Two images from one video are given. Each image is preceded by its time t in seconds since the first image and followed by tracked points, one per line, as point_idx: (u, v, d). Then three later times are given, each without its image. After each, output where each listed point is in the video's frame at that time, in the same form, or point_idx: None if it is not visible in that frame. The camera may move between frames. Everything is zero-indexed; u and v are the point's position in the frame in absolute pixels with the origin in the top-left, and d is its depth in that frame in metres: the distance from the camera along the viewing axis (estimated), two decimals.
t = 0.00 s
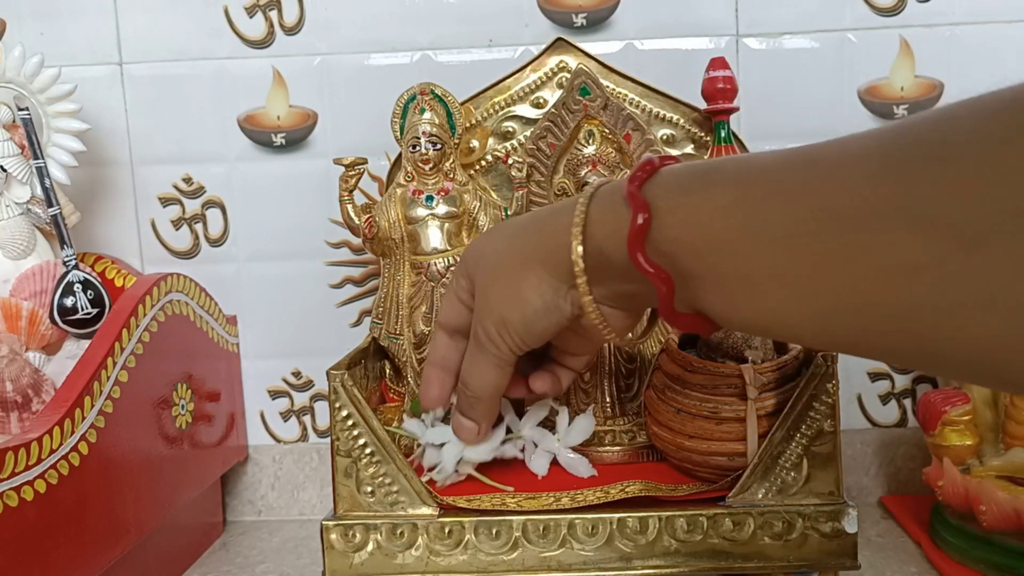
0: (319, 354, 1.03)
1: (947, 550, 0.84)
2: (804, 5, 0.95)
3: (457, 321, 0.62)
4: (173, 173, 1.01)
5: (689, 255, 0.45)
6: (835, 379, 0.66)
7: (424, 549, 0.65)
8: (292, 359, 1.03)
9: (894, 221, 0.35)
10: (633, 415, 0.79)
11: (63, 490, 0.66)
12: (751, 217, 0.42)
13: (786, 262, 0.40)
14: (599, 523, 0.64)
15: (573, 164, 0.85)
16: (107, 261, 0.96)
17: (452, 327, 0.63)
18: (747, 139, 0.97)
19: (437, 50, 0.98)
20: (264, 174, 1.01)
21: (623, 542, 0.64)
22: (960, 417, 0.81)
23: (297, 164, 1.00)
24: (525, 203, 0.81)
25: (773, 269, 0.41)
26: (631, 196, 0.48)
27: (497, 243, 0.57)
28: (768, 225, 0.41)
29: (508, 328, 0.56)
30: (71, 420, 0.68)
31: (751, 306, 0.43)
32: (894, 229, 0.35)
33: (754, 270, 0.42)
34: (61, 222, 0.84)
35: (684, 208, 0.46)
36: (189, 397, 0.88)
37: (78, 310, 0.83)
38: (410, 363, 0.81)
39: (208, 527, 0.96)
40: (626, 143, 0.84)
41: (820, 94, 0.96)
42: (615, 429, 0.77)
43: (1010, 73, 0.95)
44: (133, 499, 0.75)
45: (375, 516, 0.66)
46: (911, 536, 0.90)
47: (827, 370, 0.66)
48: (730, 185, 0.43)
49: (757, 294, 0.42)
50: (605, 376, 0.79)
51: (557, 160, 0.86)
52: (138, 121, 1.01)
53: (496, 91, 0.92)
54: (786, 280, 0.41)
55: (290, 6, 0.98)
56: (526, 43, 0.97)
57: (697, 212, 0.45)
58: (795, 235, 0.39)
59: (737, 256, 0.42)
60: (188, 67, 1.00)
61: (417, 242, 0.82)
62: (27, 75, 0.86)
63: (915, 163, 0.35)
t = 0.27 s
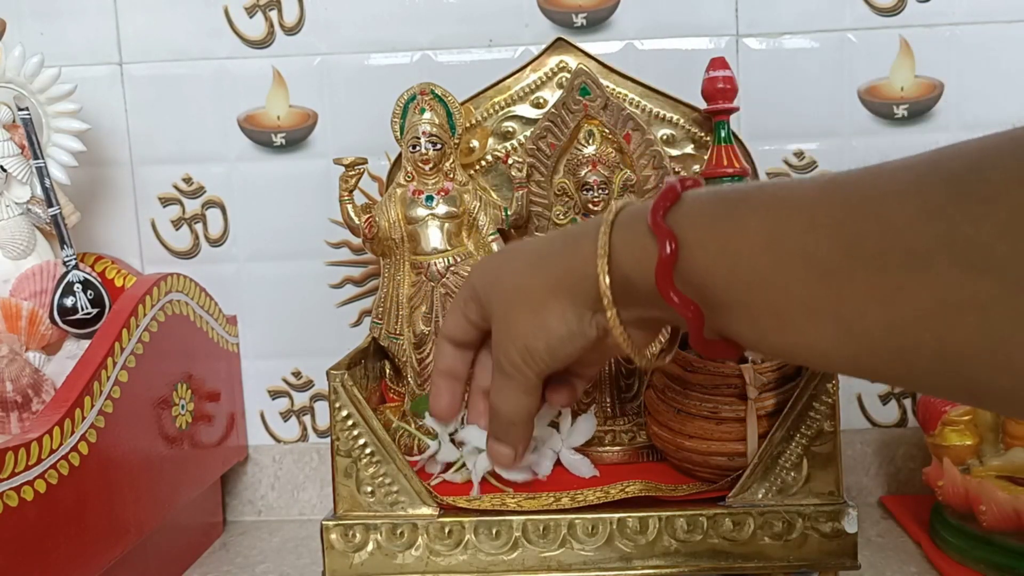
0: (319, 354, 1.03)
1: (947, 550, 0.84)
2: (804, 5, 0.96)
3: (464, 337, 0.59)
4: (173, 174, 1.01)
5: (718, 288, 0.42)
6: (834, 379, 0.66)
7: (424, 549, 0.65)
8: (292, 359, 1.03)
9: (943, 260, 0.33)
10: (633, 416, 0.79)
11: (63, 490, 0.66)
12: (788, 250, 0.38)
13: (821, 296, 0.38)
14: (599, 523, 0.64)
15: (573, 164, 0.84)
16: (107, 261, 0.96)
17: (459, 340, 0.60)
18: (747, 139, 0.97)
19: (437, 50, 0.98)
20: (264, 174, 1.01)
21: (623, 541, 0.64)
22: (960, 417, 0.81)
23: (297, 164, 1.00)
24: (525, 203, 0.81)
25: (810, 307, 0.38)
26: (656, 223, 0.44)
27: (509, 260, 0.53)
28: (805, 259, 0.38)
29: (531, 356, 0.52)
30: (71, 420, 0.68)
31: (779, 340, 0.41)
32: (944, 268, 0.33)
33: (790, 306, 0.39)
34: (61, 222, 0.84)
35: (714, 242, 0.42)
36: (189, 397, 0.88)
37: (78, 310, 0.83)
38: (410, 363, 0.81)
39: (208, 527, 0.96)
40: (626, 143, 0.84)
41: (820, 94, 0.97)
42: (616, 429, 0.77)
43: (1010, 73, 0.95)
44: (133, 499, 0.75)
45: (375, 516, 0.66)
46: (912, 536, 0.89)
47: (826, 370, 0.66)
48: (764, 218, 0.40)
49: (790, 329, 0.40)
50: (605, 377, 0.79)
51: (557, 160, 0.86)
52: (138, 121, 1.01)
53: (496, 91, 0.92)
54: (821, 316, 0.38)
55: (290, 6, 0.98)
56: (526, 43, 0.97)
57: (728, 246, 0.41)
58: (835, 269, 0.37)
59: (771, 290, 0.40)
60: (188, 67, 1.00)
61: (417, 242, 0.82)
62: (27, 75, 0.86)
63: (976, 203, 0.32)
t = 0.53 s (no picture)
0: (319, 354, 1.03)
1: (947, 550, 0.84)
2: (804, 5, 0.96)
3: (428, 308, 0.55)
4: (173, 174, 1.01)
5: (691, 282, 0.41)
6: (834, 379, 0.66)
7: (424, 549, 0.65)
8: (293, 359, 1.03)
9: (917, 249, 0.32)
10: (633, 415, 0.79)
11: (64, 490, 0.66)
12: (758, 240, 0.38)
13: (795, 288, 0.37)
14: (599, 523, 0.64)
15: (573, 164, 0.84)
16: (107, 261, 0.96)
17: (421, 314, 0.55)
18: (748, 139, 0.97)
19: (437, 50, 0.98)
20: (264, 174, 1.01)
21: (623, 541, 0.64)
22: (960, 417, 0.81)
23: (297, 164, 1.00)
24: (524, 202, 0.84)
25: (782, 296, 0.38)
26: (629, 218, 0.44)
27: (476, 238, 0.51)
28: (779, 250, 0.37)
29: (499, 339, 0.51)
30: (71, 420, 0.68)
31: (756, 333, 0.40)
32: (915, 258, 0.32)
33: (763, 297, 0.38)
34: (61, 222, 0.84)
35: (686, 234, 0.41)
36: (189, 397, 0.88)
37: (78, 310, 0.83)
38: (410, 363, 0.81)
39: (208, 527, 0.96)
40: (626, 143, 0.84)
41: (820, 94, 0.96)
42: (616, 429, 0.77)
43: (1010, 73, 0.95)
44: (133, 499, 0.75)
45: (375, 516, 0.66)
46: (912, 536, 0.89)
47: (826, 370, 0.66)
48: (743, 204, 0.39)
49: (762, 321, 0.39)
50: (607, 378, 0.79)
51: (557, 160, 0.86)
52: (138, 121, 1.01)
53: (496, 91, 0.92)
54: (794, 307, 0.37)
55: (290, 6, 0.98)
56: (526, 43, 0.97)
57: (698, 238, 0.41)
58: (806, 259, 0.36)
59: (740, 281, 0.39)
60: (188, 67, 1.00)
61: (417, 242, 0.82)
62: (27, 75, 0.86)
63: (954, 185, 0.31)
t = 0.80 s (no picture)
0: (318, 355, 1.03)
1: (946, 550, 0.84)
2: (802, 5, 0.96)
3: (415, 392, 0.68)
4: (172, 174, 1.01)
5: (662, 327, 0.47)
6: (833, 379, 0.66)
7: (423, 549, 0.65)
8: (292, 359, 1.03)
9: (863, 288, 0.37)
10: (631, 415, 0.79)
11: (62, 491, 0.66)
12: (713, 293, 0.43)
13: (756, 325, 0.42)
14: (598, 523, 0.64)
15: (572, 165, 0.83)
16: (105, 262, 0.96)
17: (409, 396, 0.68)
18: (746, 139, 0.98)
19: (436, 50, 0.98)
20: (263, 175, 1.01)
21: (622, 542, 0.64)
22: (959, 417, 0.81)
23: (296, 164, 1.00)
24: (524, 203, 0.81)
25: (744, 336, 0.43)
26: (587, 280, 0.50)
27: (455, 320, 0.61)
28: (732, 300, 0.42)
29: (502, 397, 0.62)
30: (70, 420, 0.68)
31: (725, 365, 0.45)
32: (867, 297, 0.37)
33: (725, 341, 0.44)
34: (60, 223, 0.84)
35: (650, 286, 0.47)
36: (188, 398, 0.88)
37: (76, 310, 0.83)
38: (409, 363, 0.81)
39: (208, 527, 0.96)
40: (625, 143, 0.84)
41: (818, 94, 0.97)
42: (614, 429, 0.77)
43: (1009, 72, 0.95)
44: (132, 500, 0.75)
45: (374, 516, 0.66)
46: (910, 536, 0.90)
47: (825, 370, 0.66)
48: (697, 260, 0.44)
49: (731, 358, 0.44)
50: (603, 377, 0.80)
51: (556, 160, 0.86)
52: (137, 122, 1.01)
53: (495, 91, 0.92)
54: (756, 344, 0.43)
55: (289, 6, 0.98)
56: (524, 43, 0.97)
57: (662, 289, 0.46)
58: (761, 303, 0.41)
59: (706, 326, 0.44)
60: (187, 68, 1.00)
61: (416, 242, 0.82)
62: (26, 76, 0.86)
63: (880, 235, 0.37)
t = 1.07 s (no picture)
0: (318, 355, 1.03)
1: (946, 550, 0.84)
2: (802, 5, 0.96)
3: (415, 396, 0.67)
4: (172, 174, 1.01)
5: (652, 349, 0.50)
6: (833, 379, 0.66)
7: (423, 549, 0.65)
8: (292, 359, 1.03)
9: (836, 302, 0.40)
10: (631, 415, 0.79)
11: (62, 491, 0.66)
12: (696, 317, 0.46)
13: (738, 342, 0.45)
14: (598, 523, 0.64)
15: (572, 165, 0.83)
16: (105, 262, 0.96)
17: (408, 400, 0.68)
18: (746, 139, 0.98)
19: (436, 50, 0.98)
20: (263, 175, 1.01)
21: (622, 542, 0.64)
22: (958, 417, 0.81)
23: (296, 164, 1.00)
24: (524, 204, 0.81)
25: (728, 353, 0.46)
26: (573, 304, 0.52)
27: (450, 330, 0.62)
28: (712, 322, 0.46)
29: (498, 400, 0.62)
30: (70, 420, 0.68)
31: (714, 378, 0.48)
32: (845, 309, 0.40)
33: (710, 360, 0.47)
34: (59, 223, 0.84)
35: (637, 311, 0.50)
36: (188, 398, 0.88)
37: (76, 310, 0.83)
38: (409, 363, 0.81)
39: (208, 527, 0.96)
40: (624, 143, 0.84)
41: (818, 94, 0.97)
42: (614, 429, 0.77)
43: (1009, 72, 0.95)
44: (132, 500, 0.75)
45: (374, 516, 0.66)
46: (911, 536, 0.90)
47: (825, 370, 0.66)
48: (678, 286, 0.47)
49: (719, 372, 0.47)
50: (603, 377, 0.80)
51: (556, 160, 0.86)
52: (137, 122, 1.01)
53: (495, 91, 0.92)
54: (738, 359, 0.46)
55: (289, 6, 0.98)
56: (524, 43, 0.97)
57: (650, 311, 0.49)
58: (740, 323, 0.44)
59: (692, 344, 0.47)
60: (187, 68, 1.00)
61: (415, 242, 0.82)
62: (26, 76, 0.86)
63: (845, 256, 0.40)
